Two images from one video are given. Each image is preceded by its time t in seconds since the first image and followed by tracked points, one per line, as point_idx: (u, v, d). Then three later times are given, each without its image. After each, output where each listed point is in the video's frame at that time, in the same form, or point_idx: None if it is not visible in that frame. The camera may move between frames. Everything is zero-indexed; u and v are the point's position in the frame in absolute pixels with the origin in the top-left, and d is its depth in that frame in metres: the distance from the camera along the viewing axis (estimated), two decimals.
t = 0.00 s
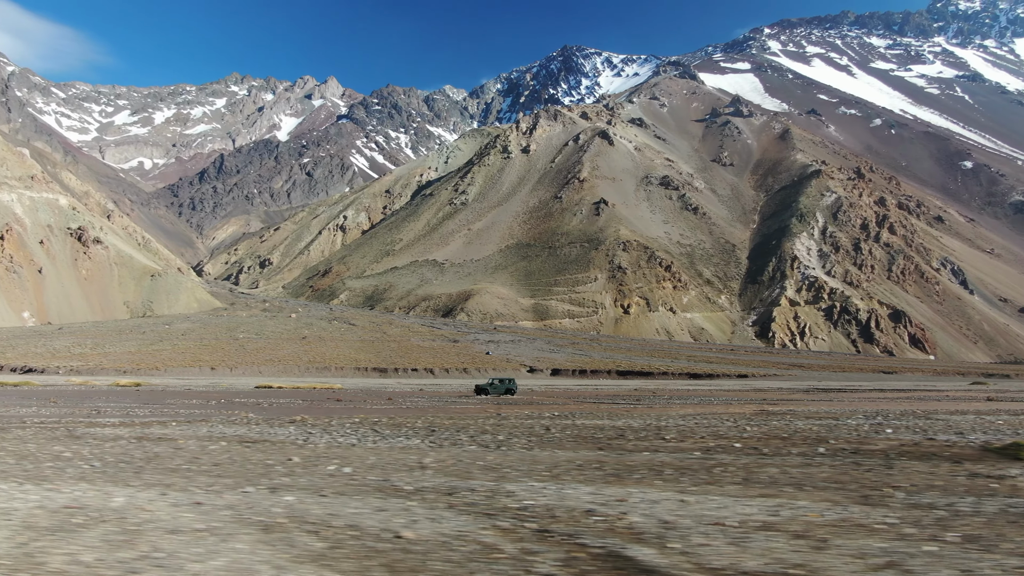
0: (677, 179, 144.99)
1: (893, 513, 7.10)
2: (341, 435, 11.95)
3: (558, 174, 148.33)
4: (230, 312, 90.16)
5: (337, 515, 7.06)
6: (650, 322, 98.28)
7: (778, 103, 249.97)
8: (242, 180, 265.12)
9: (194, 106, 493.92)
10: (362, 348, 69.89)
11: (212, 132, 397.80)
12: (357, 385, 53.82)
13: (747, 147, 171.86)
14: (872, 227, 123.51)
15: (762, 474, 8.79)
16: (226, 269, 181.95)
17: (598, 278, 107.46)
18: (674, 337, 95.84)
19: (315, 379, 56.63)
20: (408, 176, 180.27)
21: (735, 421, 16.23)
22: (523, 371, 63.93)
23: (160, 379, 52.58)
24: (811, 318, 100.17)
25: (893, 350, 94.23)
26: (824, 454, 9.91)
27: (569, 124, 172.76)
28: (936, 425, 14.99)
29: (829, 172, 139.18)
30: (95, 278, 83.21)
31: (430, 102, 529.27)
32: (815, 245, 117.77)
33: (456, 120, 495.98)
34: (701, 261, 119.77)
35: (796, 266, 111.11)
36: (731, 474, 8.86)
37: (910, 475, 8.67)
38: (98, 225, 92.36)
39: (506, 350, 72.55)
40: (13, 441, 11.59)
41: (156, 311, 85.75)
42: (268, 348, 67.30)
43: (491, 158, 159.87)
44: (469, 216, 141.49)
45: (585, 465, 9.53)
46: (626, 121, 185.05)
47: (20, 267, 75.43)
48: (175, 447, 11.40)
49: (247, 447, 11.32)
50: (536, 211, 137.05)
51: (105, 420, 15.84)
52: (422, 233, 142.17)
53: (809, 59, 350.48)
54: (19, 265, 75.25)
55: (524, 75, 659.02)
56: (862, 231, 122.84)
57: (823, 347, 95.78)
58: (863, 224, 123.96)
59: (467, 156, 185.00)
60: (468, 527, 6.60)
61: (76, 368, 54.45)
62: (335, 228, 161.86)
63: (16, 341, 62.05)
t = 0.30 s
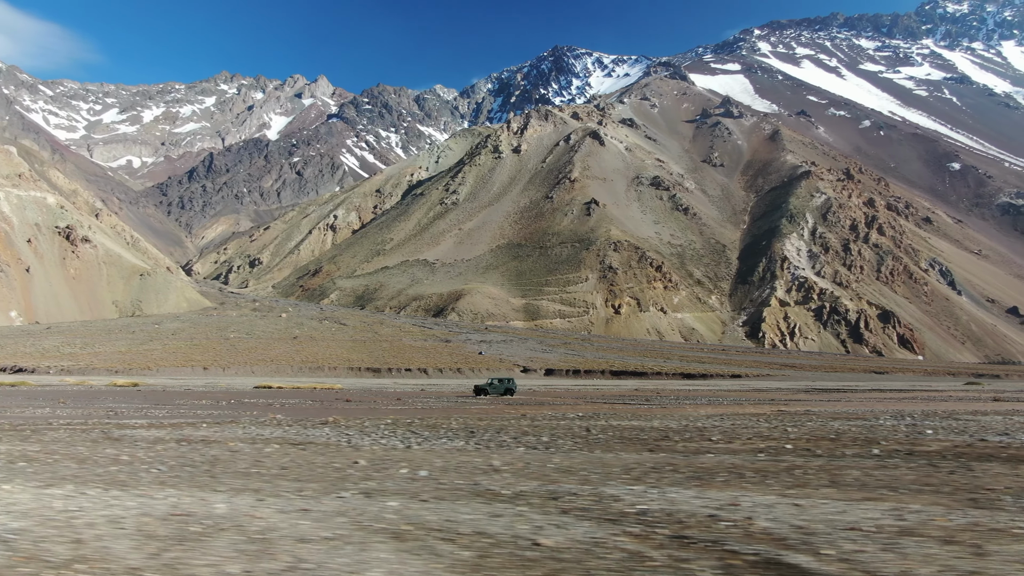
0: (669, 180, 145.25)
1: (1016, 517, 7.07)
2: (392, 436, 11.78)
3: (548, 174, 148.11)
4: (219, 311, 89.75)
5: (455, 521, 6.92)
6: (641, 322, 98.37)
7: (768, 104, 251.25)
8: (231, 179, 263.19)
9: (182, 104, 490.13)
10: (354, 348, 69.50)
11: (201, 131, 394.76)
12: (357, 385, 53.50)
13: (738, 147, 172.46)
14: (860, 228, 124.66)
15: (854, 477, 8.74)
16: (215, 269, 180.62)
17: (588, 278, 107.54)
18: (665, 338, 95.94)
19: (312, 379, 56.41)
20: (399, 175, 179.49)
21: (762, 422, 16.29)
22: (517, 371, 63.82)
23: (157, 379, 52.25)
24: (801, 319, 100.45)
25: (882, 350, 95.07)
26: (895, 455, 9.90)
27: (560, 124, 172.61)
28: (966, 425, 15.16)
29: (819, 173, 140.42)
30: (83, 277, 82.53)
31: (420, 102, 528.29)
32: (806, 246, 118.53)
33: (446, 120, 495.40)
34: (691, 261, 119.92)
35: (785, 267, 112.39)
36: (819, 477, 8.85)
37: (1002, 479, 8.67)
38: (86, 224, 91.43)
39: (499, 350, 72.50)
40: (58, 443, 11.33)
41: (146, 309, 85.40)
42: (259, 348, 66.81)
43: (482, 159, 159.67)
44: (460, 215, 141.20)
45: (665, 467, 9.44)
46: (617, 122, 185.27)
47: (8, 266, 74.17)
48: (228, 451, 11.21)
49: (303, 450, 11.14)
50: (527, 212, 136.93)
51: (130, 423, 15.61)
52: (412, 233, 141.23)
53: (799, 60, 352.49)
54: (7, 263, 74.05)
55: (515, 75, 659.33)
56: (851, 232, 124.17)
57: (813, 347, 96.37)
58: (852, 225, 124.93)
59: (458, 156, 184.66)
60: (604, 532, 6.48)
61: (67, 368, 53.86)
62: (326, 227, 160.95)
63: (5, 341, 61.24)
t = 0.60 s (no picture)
0: (659, 180, 145.36)
1: None
2: (441, 437, 11.63)
3: (539, 174, 148.11)
4: (209, 311, 88.95)
5: (582, 527, 6.69)
6: (631, 322, 98.54)
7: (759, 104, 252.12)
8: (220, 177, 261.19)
9: (171, 101, 485.68)
10: (346, 348, 68.99)
11: (190, 128, 391.59)
12: (358, 385, 53.08)
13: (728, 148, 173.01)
14: (850, 229, 125.13)
15: (950, 479, 8.64)
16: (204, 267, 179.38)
17: (579, 278, 107.63)
18: (656, 337, 96.26)
19: (309, 379, 55.97)
20: (390, 174, 178.54)
21: (791, 422, 16.32)
22: (511, 371, 63.84)
23: (153, 379, 51.70)
24: (791, 318, 101.42)
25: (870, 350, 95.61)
26: (966, 456, 9.92)
27: (551, 124, 172.50)
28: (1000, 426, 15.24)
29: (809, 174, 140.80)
30: (72, 276, 81.66)
31: (411, 101, 526.64)
32: (796, 247, 118.34)
33: (437, 119, 494.28)
34: (681, 261, 120.26)
35: (775, 267, 112.46)
36: (913, 479, 8.75)
37: None
38: (74, 222, 90.45)
39: (491, 350, 72.26)
40: (103, 444, 11.07)
41: (135, 308, 84.68)
42: (250, 347, 66.29)
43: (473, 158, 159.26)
44: (450, 215, 140.71)
45: (744, 469, 9.36)
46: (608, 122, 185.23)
47: None
48: (285, 453, 10.99)
49: (363, 452, 10.92)
50: (518, 211, 136.73)
51: (156, 422, 15.41)
52: (403, 232, 140.68)
53: (789, 61, 353.99)
54: None
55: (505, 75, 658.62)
56: (841, 232, 124.36)
57: (803, 347, 97.17)
58: (842, 225, 125.51)
59: (449, 156, 184.13)
60: (747, 535, 6.29)
61: (57, 368, 53.37)
62: (316, 226, 160.02)
63: None
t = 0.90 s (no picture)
0: (651, 180, 145.53)
1: None
2: (494, 439, 11.56)
3: (531, 174, 148.11)
4: (199, 310, 88.35)
5: (715, 531, 6.56)
6: (623, 321, 99.24)
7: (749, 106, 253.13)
8: (211, 176, 259.51)
9: (161, 99, 482.19)
10: (339, 347, 68.62)
11: (180, 126, 389.11)
12: (359, 385, 52.85)
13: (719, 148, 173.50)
14: (840, 229, 125.66)
15: None
16: (195, 266, 178.31)
17: (571, 278, 107.65)
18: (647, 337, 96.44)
19: (307, 379, 55.50)
20: (382, 174, 177.71)
21: (820, 421, 16.25)
22: (505, 371, 63.72)
23: (151, 379, 51.10)
24: (782, 318, 101.63)
25: (861, 350, 96.38)
26: None
27: (543, 124, 172.40)
28: None
29: (800, 175, 141.22)
30: (61, 275, 80.82)
31: (402, 100, 525.13)
32: (786, 247, 118.88)
33: (428, 118, 492.99)
34: (673, 261, 120.44)
35: (766, 267, 113.04)
36: (999, 481, 8.69)
37: None
38: (63, 221, 89.35)
39: (485, 350, 72.13)
40: (155, 447, 10.90)
41: (125, 308, 84.00)
42: (243, 347, 65.82)
43: (464, 158, 158.83)
44: (442, 215, 140.28)
45: (822, 471, 9.30)
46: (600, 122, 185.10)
47: None
48: (346, 454, 10.85)
49: (424, 455, 10.82)
50: (510, 211, 136.55)
51: (182, 422, 15.35)
52: (395, 232, 140.09)
53: (780, 62, 355.07)
54: None
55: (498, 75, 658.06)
56: (831, 233, 124.90)
57: (794, 347, 97.25)
58: (832, 226, 125.91)
59: (440, 155, 183.68)
60: (885, 539, 6.22)
61: (48, 367, 52.91)
62: (307, 226, 159.09)
63: None
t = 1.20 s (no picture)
0: (643, 180, 145.60)
1: None
2: (557, 442, 11.41)
3: (522, 174, 147.99)
4: (189, 309, 87.81)
5: (853, 534, 6.47)
6: (614, 322, 98.94)
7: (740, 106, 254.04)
8: (201, 175, 257.91)
9: (150, 98, 478.79)
10: (332, 347, 68.17)
11: (170, 125, 386.16)
12: (360, 385, 52.57)
13: (710, 149, 173.97)
14: (830, 230, 126.32)
15: None
16: (185, 266, 177.01)
17: (563, 278, 107.60)
18: (639, 337, 96.39)
19: (306, 379, 55.12)
20: (373, 173, 176.75)
21: (850, 423, 16.13)
22: (499, 371, 63.84)
23: (151, 379, 50.64)
24: (772, 318, 101.96)
25: (851, 350, 96.90)
26: None
27: (534, 124, 172.17)
28: None
29: (790, 176, 141.70)
30: (49, 274, 79.96)
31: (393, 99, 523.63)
32: (777, 248, 119.28)
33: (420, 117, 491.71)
34: (665, 261, 120.57)
35: (757, 267, 113.03)
36: None
37: None
38: (52, 219, 88.30)
39: (478, 350, 71.94)
40: (211, 450, 10.66)
41: (114, 307, 83.37)
42: (235, 347, 65.35)
43: (456, 157, 158.32)
44: (433, 214, 139.74)
45: (907, 472, 9.25)
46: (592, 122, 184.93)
47: None
48: (408, 458, 10.65)
49: (484, 458, 10.69)
50: (501, 211, 136.33)
51: (210, 423, 15.25)
52: (386, 231, 139.46)
53: (770, 64, 356.77)
54: None
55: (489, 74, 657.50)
56: (821, 234, 125.51)
57: (784, 347, 97.69)
58: (823, 227, 126.43)
59: (432, 155, 183.20)
60: None
61: (39, 367, 52.41)
62: (297, 225, 157.99)
63: None
